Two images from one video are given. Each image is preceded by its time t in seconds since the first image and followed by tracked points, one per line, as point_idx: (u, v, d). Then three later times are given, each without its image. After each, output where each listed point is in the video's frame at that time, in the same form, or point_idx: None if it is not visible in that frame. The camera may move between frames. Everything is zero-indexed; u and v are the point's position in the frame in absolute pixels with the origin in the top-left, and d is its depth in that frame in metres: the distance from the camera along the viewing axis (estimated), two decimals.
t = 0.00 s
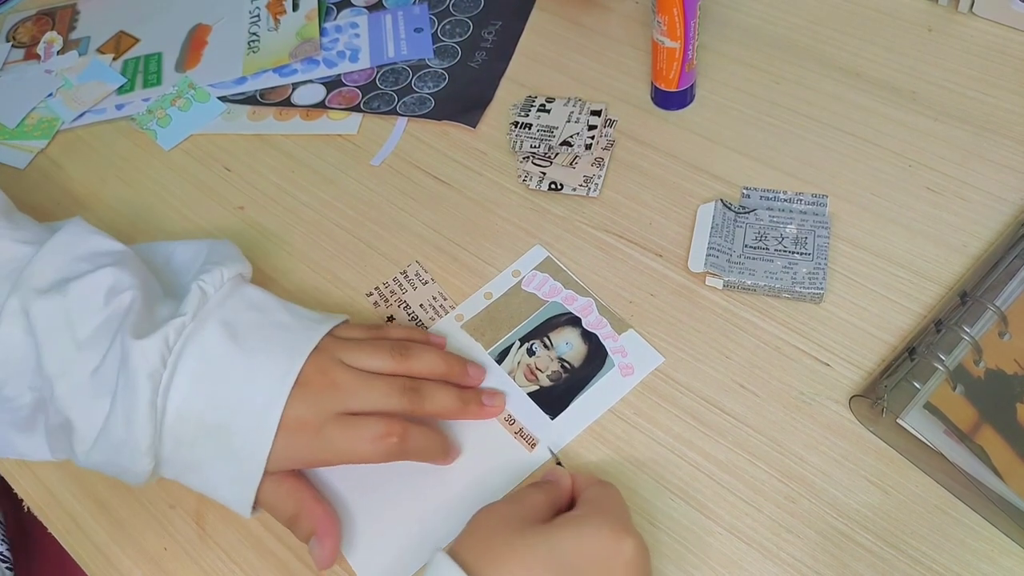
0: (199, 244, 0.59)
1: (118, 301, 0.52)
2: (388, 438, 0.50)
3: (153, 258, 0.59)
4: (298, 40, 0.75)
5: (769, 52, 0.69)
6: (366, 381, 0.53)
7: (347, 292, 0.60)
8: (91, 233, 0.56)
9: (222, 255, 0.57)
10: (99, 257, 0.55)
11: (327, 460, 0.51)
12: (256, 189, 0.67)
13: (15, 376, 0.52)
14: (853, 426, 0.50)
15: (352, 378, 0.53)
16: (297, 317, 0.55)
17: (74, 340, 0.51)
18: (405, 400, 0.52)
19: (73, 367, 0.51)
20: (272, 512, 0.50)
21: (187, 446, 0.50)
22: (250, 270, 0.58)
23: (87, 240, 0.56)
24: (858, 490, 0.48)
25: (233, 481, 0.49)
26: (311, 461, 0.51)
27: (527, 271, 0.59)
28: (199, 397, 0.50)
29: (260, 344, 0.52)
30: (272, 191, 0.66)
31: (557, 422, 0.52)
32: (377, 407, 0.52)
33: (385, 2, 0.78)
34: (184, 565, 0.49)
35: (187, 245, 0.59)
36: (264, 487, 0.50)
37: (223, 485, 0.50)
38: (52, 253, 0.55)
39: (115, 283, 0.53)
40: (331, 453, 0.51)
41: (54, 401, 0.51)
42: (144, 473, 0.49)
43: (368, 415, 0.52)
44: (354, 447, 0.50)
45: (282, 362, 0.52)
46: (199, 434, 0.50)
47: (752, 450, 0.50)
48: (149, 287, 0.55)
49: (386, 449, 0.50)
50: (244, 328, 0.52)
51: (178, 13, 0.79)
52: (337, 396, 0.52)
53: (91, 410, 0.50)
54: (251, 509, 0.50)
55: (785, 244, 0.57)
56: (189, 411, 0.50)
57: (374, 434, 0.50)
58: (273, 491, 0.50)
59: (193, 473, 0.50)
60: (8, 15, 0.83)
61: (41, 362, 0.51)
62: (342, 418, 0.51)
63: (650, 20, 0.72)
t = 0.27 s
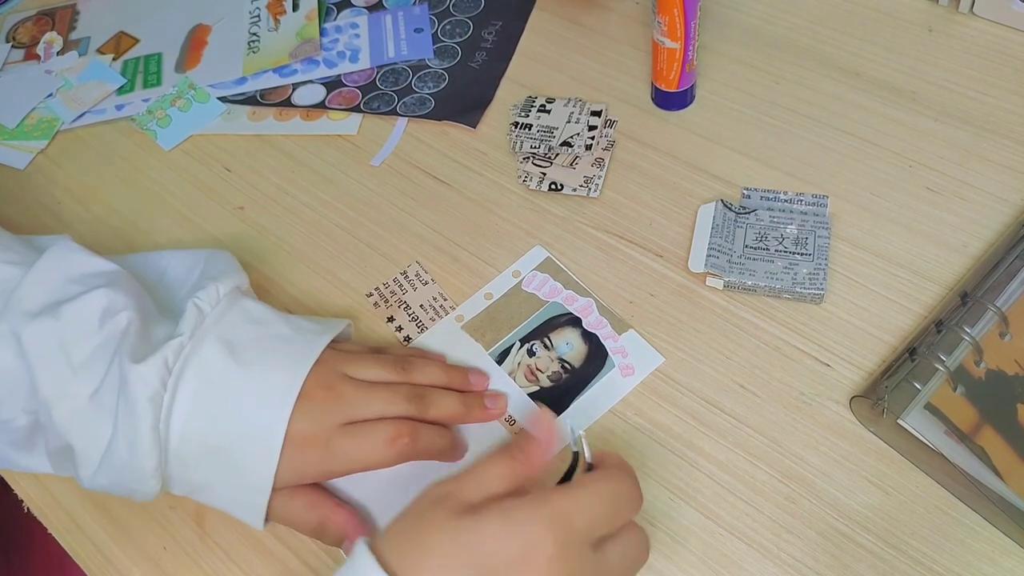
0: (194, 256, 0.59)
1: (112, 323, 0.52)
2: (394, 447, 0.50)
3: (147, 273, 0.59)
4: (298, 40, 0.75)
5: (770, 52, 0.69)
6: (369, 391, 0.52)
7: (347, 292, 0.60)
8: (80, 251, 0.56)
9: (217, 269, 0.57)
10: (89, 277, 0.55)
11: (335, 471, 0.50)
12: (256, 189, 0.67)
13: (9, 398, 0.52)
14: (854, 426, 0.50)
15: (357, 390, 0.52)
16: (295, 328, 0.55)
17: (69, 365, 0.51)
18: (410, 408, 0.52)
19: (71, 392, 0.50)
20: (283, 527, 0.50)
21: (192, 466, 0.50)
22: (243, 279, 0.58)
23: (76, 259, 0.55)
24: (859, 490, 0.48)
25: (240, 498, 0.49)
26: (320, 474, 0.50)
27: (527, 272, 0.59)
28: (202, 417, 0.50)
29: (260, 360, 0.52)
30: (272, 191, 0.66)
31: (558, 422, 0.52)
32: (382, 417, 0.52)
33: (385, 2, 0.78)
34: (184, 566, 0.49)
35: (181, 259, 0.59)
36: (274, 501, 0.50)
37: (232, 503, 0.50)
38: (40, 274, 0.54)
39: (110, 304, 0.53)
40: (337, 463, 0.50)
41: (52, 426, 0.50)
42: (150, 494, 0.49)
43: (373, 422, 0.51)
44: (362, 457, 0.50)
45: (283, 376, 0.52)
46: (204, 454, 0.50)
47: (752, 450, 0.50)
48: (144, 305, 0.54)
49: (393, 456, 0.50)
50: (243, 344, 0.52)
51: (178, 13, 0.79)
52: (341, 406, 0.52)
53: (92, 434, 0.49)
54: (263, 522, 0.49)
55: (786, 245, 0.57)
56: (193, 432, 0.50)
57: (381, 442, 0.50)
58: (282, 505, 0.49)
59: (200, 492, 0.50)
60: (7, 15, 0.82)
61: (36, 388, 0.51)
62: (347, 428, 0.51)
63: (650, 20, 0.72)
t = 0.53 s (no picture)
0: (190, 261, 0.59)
1: (108, 331, 0.52)
2: (394, 445, 0.51)
3: (142, 280, 0.59)
4: (298, 40, 0.75)
5: (770, 52, 0.69)
6: (365, 391, 0.53)
7: (347, 292, 0.60)
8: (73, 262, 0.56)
9: (212, 274, 0.57)
10: (83, 286, 0.54)
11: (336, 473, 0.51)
12: (256, 189, 0.67)
13: (6, 409, 0.52)
14: (853, 426, 0.50)
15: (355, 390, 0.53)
16: (291, 328, 0.55)
17: (66, 375, 0.51)
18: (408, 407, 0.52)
19: (69, 401, 0.50)
20: (284, 528, 0.50)
21: (191, 472, 0.49)
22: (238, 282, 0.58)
23: (68, 269, 0.55)
24: (859, 490, 0.48)
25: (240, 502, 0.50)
26: (320, 475, 0.51)
27: (527, 272, 0.59)
28: (200, 422, 0.50)
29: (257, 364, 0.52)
30: (272, 191, 0.66)
31: (558, 422, 0.52)
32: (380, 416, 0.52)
33: (385, 2, 0.78)
34: (184, 565, 0.49)
35: (178, 265, 0.59)
36: (275, 504, 0.50)
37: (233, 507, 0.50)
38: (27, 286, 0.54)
39: (105, 313, 0.53)
40: (338, 463, 0.51)
41: (50, 437, 0.50)
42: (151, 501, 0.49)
43: (372, 422, 0.52)
44: (361, 458, 0.51)
45: (281, 379, 0.52)
46: (203, 460, 0.49)
47: (752, 450, 0.50)
48: (140, 313, 0.54)
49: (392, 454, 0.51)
50: (239, 349, 0.52)
51: (178, 13, 0.79)
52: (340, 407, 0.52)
53: (90, 444, 0.49)
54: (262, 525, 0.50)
55: (786, 245, 0.57)
56: (193, 437, 0.50)
57: (381, 442, 0.51)
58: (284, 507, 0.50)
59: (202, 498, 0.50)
60: (7, 15, 0.82)
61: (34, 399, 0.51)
62: (346, 428, 0.52)
63: (650, 20, 0.72)
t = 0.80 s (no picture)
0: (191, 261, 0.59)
1: (109, 332, 0.52)
2: (391, 442, 0.51)
3: (142, 281, 0.59)
4: (298, 40, 0.75)
5: (770, 51, 0.69)
6: (363, 389, 0.53)
7: (347, 292, 0.60)
8: (74, 264, 0.55)
9: (212, 274, 0.57)
10: (83, 287, 0.54)
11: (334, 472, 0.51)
12: (256, 189, 0.67)
13: (6, 412, 0.52)
14: (853, 426, 0.50)
15: (351, 388, 0.53)
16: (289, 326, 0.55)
17: (67, 376, 0.51)
18: (404, 404, 0.52)
19: (71, 402, 0.50)
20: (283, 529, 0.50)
21: (192, 474, 0.50)
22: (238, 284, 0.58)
23: (69, 271, 0.55)
24: (859, 491, 0.48)
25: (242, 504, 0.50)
26: (319, 474, 0.51)
27: (527, 272, 0.59)
28: (202, 422, 0.50)
29: (258, 364, 0.52)
30: (272, 191, 0.66)
31: (558, 422, 0.52)
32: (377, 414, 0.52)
33: (385, 2, 0.78)
34: (185, 565, 0.49)
35: (178, 266, 0.59)
36: (272, 505, 0.50)
37: (235, 507, 0.50)
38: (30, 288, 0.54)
39: (106, 316, 0.52)
40: (337, 462, 0.51)
41: (51, 439, 0.50)
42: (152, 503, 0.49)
43: (369, 420, 0.52)
44: (359, 456, 0.51)
45: (283, 379, 0.52)
46: (205, 460, 0.50)
47: (752, 451, 0.50)
48: (141, 314, 0.54)
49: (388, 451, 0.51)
50: (240, 349, 0.52)
51: (177, 13, 0.79)
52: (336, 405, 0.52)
53: (92, 445, 0.49)
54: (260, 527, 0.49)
55: (786, 245, 0.57)
56: (195, 438, 0.50)
57: (378, 440, 0.51)
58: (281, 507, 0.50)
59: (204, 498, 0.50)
60: (7, 15, 0.82)
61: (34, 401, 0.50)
62: (342, 426, 0.52)
63: (650, 20, 0.72)
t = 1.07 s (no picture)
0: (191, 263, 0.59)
1: (110, 335, 0.52)
2: (388, 441, 0.50)
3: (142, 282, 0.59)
4: (298, 40, 0.75)
5: (770, 51, 0.69)
6: (360, 387, 0.53)
7: (347, 292, 0.60)
8: (76, 266, 0.55)
9: (212, 274, 0.57)
10: (84, 290, 0.54)
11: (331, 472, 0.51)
12: (256, 189, 0.67)
13: (6, 415, 0.52)
14: (853, 426, 0.50)
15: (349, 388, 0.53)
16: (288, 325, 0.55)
17: (69, 378, 0.51)
18: (403, 402, 0.52)
19: (72, 405, 0.50)
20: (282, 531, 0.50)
21: (192, 475, 0.50)
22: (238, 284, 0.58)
23: (71, 274, 0.55)
24: (859, 491, 0.48)
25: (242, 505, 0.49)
26: (318, 473, 0.51)
27: (527, 272, 0.59)
28: (203, 423, 0.50)
29: (260, 364, 0.52)
30: (272, 191, 0.66)
31: (558, 422, 0.52)
32: (375, 413, 0.52)
33: (385, 2, 0.78)
34: (185, 565, 0.49)
35: (178, 267, 0.59)
36: (270, 505, 0.50)
37: (235, 508, 0.50)
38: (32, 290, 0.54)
39: (108, 318, 0.52)
40: (335, 462, 0.51)
41: (52, 441, 0.50)
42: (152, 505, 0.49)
43: (367, 417, 0.52)
44: (356, 455, 0.51)
45: (282, 379, 0.52)
46: (207, 462, 0.50)
47: (752, 450, 0.50)
48: (143, 316, 0.54)
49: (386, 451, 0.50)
50: (241, 350, 0.52)
51: (177, 13, 0.79)
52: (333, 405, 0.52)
53: (94, 447, 0.49)
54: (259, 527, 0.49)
55: (786, 245, 0.57)
56: (197, 439, 0.50)
57: (375, 439, 0.51)
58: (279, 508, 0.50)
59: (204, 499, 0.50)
60: (7, 15, 0.82)
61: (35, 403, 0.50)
62: (340, 425, 0.52)
63: (650, 20, 0.72)
